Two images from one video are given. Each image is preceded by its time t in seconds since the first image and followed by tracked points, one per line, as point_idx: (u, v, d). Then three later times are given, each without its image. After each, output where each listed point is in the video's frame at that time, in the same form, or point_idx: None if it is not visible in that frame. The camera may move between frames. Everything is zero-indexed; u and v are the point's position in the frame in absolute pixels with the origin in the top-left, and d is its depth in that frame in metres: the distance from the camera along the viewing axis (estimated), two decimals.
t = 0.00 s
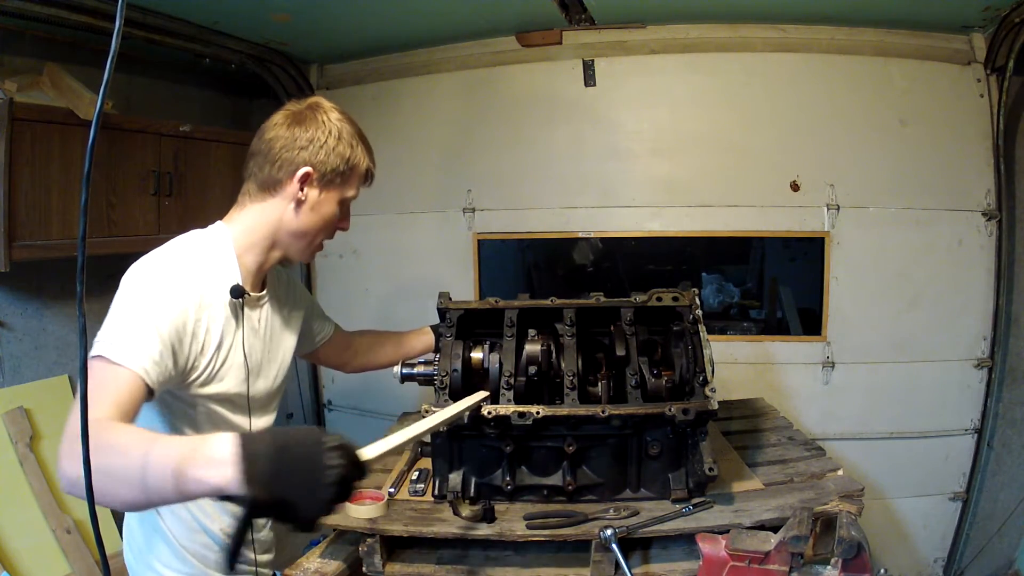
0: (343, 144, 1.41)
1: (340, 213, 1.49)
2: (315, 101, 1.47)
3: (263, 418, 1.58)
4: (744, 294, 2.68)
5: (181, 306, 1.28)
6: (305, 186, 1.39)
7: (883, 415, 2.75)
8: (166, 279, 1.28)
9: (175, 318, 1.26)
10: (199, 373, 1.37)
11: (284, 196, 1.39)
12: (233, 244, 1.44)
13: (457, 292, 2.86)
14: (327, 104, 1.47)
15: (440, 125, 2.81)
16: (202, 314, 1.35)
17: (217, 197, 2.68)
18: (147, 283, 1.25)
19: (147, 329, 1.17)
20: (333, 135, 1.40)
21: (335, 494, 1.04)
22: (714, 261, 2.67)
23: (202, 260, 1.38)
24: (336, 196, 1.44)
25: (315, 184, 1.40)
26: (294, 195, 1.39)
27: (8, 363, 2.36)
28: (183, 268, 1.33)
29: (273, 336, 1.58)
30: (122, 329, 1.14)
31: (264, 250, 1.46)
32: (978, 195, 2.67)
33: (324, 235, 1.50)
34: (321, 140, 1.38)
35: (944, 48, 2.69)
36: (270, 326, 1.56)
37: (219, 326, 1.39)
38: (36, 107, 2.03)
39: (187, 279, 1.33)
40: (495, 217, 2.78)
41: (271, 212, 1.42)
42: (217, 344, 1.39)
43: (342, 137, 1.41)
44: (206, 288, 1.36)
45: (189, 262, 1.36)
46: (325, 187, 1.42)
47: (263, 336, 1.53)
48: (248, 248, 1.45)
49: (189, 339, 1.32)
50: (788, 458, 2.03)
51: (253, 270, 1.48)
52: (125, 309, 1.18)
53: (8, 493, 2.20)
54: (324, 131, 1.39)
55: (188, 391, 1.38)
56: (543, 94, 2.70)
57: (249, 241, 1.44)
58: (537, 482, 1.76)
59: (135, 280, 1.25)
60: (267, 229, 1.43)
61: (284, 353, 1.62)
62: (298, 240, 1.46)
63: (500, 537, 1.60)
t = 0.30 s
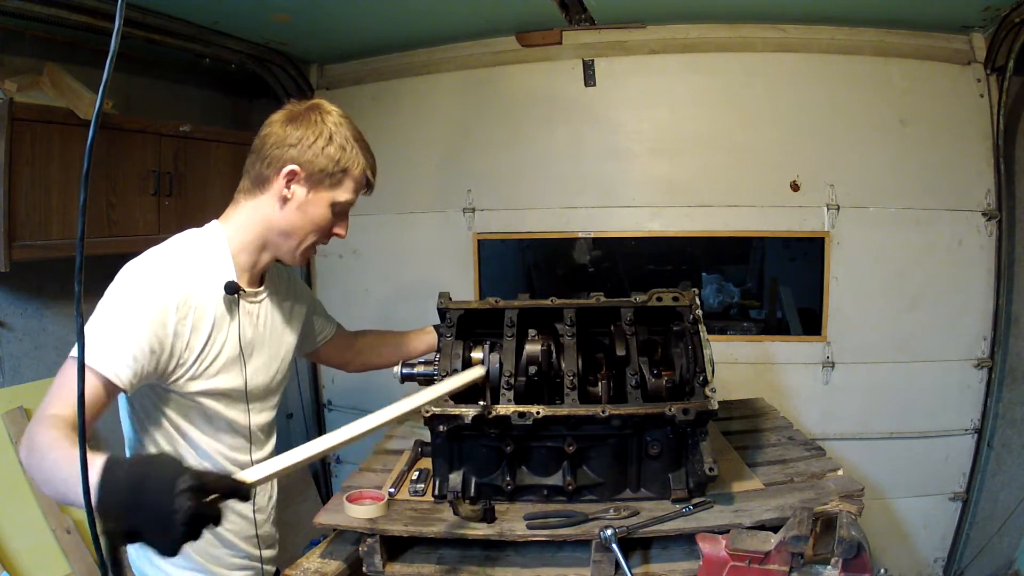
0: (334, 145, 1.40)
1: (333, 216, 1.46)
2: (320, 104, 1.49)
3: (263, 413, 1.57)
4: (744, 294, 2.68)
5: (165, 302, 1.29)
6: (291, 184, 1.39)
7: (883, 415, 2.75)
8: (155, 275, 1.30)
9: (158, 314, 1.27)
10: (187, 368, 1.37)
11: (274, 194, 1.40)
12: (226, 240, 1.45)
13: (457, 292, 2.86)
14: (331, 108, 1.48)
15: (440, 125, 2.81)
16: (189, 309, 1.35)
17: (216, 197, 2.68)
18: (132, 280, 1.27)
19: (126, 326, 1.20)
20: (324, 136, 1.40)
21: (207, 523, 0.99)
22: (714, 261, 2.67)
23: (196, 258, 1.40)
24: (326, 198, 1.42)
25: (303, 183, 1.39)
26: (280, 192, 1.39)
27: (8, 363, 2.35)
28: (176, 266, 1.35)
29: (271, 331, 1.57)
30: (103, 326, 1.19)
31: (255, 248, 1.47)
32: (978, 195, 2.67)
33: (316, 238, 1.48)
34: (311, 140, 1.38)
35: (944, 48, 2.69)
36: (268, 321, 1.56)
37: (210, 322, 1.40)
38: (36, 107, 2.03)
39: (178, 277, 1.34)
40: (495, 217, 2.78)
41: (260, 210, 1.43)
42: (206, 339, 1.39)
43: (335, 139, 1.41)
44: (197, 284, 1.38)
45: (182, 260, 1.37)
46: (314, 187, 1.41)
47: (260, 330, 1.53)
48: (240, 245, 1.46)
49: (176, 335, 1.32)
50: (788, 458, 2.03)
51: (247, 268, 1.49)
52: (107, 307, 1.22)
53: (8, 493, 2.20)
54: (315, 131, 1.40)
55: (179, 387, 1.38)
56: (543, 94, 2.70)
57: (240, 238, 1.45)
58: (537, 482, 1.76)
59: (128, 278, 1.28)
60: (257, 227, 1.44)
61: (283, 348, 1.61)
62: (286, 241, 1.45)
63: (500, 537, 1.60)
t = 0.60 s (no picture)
0: (314, 138, 1.37)
1: (321, 212, 1.41)
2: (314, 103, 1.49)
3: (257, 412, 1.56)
4: (744, 294, 2.68)
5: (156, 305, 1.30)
6: (272, 180, 1.37)
7: (883, 415, 2.75)
8: (147, 277, 1.32)
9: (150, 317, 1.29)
10: (180, 369, 1.38)
11: (257, 191, 1.39)
12: (218, 238, 1.45)
13: (457, 292, 2.86)
14: (323, 105, 1.47)
15: (440, 125, 2.81)
16: (183, 309, 1.36)
17: (216, 197, 2.68)
18: (124, 284, 1.30)
19: (116, 337, 1.26)
20: (304, 130, 1.37)
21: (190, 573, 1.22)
22: (714, 261, 2.67)
23: (193, 259, 1.41)
24: (308, 192, 1.38)
25: (284, 179, 1.37)
26: (262, 189, 1.38)
27: (8, 363, 2.35)
28: (170, 268, 1.36)
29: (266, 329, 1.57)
30: (98, 335, 1.26)
31: (246, 248, 1.46)
32: (978, 195, 2.67)
33: (304, 236, 1.42)
34: (290, 134, 1.37)
35: (944, 48, 2.69)
36: (263, 319, 1.55)
37: (204, 322, 1.40)
38: (36, 106, 2.03)
39: (172, 278, 1.35)
40: (496, 217, 2.78)
41: (247, 208, 1.42)
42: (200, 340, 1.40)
43: (316, 132, 1.38)
44: (191, 283, 1.38)
45: (179, 260, 1.38)
46: (295, 182, 1.37)
47: (254, 328, 1.52)
48: (230, 245, 1.45)
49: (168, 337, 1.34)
50: (788, 458, 2.03)
51: (240, 266, 1.48)
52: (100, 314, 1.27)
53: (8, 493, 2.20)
54: (295, 126, 1.38)
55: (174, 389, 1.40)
56: (543, 94, 2.70)
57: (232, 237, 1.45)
58: (536, 482, 1.76)
59: (122, 281, 1.31)
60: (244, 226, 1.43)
61: (278, 346, 1.60)
62: (272, 239, 1.42)
63: (500, 537, 1.60)
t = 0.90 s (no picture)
0: (297, 134, 1.34)
1: (310, 208, 1.38)
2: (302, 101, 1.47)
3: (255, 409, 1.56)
4: (744, 294, 2.68)
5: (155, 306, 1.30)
6: (259, 179, 1.36)
7: (883, 415, 2.75)
8: (143, 280, 1.31)
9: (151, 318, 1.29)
10: (177, 372, 1.38)
11: (246, 191, 1.38)
12: (214, 240, 1.46)
13: (457, 292, 2.86)
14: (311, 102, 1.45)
15: (440, 125, 2.81)
16: (181, 309, 1.36)
17: (217, 197, 2.68)
18: (122, 289, 1.29)
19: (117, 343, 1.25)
20: (287, 126, 1.35)
21: None
22: (714, 261, 2.67)
23: (188, 260, 1.41)
24: (294, 188, 1.36)
25: (270, 177, 1.35)
26: (249, 188, 1.37)
27: (7, 363, 2.35)
28: (166, 271, 1.36)
29: (262, 328, 1.56)
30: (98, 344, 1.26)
31: (242, 248, 1.46)
32: (978, 195, 2.67)
33: (295, 234, 1.40)
34: (274, 132, 1.35)
35: (944, 48, 2.69)
36: (259, 319, 1.55)
37: (201, 323, 1.41)
38: (36, 106, 2.03)
39: (167, 280, 1.35)
40: (496, 217, 2.78)
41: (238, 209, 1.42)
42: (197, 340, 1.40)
43: (299, 128, 1.36)
44: (186, 284, 1.38)
45: (174, 263, 1.39)
46: (281, 180, 1.36)
47: (250, 325, 1.52)
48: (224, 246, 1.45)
49: (166, 339, 1.34)
50: (788, 458, 2.03)
51: (237, 266, 1.48)
52: (102, 320, 1.27)
53: (8, 492, 2.20)
54: (279, 123, 1.36)
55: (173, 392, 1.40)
56: (543, 94, 2.70)
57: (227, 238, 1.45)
58: (536, 482, 1.76)
59: (118, 287, 1.30)
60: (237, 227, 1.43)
61: (273, 344, 1.60)
62: (264, 238, 1.41)
63: (500, 537, 1.60)
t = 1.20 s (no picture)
0: (267, 122, 1.29)
1: (288, 199, 1.33)
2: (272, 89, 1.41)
3: (252, 412, 1.53)
4: (744, 294, 2.68)
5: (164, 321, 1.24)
6: (233, 173, 1.30)
7: (883, 415, 2.75)
8: (141, 293, 1.24)
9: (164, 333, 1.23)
10: (185, 385, 1.32)
11: (221, 187, 1.33)
12: (195, 239, 1.40)
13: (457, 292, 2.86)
14: (280, 89, 1.39)
15: (440, 125, 2.81)
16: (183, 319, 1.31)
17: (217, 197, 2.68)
18: (123, 309, 1.21)
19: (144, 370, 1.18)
20: (257, 116, 1.30)
21: None
22: (714, 261, 2.67)
23: (177, 265, 1.34)
24: (269, 180, 1.30)
25: (244, 171, 1.30)
26: (224, 184, 1.31)
27: (7, 363, 2.35)
28: (162, 280, 1.29)
29: (249, 328, 1.55)
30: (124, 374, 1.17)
31: (224, 245, 1.41)
32: (978, 195, 2.67)
33: (275, 225, 1.35)
34: (243, 123, 1.29)
35: (944, 48, 2.69)
36: (245, 319, 1.53)
37: (202, 330, 1.36)
38: (36, 106, 2.03)
39: (163, 288, 1.28)
40: (495, 217, 2.78)
41: (217, 206, 1.37)
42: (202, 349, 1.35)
43: (269, 116, 1.30)
44: (182, 292, 1.32)
45: (162, 270, 1.30)
46: (255, 172, 1.30)
47: (239, 326, 1.50)
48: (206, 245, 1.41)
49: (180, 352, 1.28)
50: (788, 458, 2.03)
51: (221, 264, 1.44)
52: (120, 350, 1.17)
53: (8, 492, 2.19)
54: (248, 113, 1.30)
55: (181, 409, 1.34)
56: (543, 94, 2.70)
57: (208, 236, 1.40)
58: (536, 482, 1.76)
59: (122, 308, 1.21)
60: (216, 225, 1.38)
61: (258, 343, 1.59)
62: (244, 233, 1.36)
63: (500, 537, 1.60)
